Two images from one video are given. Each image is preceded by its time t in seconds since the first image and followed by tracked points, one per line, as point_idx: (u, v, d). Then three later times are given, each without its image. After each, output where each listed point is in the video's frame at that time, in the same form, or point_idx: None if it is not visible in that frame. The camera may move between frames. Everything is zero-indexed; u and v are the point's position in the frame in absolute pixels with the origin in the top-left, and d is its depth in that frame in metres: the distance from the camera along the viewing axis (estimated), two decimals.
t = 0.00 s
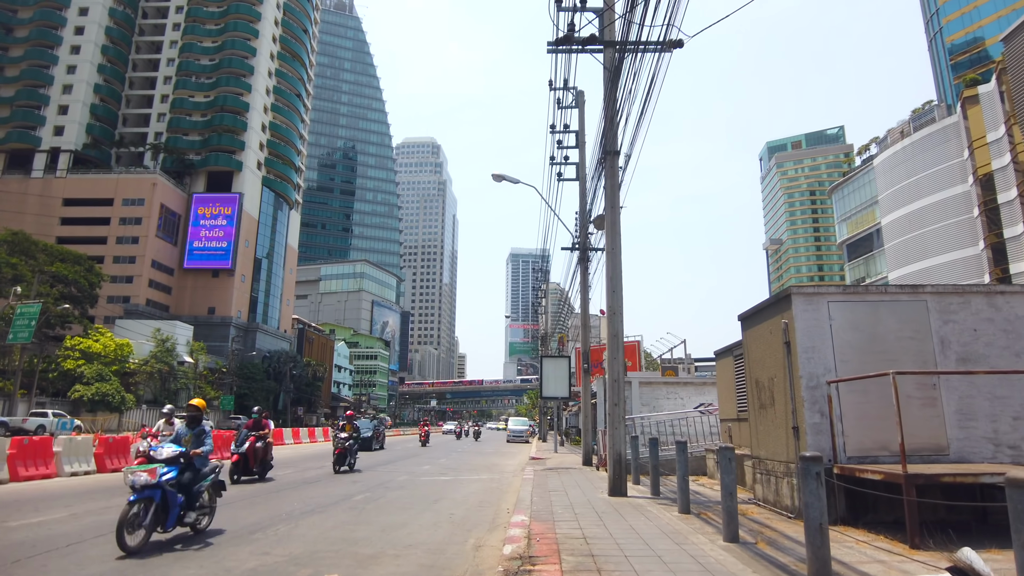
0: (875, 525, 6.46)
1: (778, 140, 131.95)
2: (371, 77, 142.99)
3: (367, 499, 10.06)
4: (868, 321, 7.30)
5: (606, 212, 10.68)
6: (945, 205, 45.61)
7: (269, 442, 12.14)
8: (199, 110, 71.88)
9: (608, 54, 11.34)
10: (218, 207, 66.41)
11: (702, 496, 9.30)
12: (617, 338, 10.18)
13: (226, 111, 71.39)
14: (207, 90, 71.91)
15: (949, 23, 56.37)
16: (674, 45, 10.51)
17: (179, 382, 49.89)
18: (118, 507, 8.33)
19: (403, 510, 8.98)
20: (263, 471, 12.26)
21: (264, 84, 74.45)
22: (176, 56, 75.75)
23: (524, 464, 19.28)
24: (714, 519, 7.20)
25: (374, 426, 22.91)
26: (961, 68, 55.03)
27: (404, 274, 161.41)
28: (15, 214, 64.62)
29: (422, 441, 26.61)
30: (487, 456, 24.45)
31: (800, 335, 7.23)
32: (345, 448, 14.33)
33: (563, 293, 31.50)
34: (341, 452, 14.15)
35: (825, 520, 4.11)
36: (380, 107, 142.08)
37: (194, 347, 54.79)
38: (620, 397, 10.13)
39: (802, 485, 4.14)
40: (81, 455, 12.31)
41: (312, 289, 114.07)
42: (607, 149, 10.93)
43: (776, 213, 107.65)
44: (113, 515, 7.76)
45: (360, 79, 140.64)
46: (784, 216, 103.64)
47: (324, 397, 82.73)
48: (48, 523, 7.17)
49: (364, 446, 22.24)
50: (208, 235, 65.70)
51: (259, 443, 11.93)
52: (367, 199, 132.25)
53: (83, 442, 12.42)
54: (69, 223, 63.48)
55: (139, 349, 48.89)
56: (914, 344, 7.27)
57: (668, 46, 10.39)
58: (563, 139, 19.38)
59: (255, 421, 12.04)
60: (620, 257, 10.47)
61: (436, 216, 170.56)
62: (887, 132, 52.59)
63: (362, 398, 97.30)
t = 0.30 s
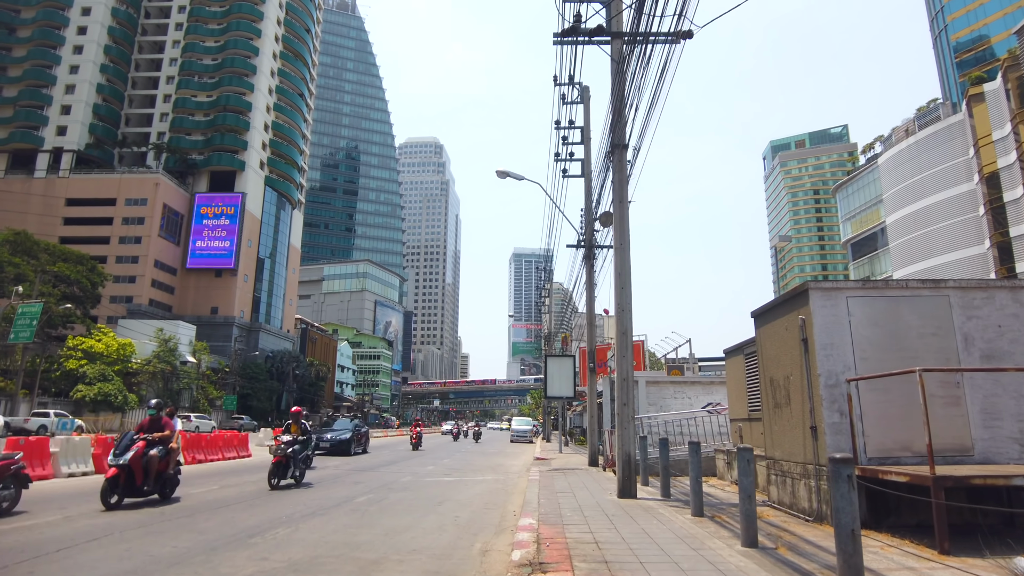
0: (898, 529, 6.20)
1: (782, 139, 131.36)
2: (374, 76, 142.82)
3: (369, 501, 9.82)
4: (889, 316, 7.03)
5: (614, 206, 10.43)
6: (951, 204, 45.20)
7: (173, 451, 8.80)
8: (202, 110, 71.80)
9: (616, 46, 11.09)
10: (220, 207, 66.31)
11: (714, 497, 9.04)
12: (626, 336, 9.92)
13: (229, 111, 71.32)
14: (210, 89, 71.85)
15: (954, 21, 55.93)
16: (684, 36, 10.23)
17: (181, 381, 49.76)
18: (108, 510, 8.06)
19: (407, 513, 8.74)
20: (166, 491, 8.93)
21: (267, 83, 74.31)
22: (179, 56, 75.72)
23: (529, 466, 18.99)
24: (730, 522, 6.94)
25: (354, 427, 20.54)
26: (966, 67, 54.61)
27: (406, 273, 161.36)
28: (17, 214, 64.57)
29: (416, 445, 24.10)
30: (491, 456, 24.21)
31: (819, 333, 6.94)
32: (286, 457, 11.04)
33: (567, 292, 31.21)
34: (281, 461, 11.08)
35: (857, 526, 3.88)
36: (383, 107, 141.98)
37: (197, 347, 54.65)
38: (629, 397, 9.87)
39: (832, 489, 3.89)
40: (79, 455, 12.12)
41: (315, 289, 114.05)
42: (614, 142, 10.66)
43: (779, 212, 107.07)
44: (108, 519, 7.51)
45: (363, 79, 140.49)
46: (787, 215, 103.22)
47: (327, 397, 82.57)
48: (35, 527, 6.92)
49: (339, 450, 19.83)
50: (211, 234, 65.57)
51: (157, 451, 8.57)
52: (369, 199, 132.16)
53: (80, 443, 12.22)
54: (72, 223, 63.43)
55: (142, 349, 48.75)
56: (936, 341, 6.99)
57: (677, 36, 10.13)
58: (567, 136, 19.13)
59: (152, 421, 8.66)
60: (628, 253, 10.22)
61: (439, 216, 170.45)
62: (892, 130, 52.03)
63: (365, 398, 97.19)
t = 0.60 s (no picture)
0: (924, 534, 5.92)
1: (786, 138, 130.73)
2: (376, 76, 142.45)
3: (371, 504, 9.59)
4: (912, 312, 6.73)
5: (622, 201, 10.16)
6: (957, 203, 44.83)
7: None
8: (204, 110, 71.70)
9: (624, 37, 10.81)
10: (223, 207, 66.20)
11: (726, 501, 8.76)
12: (635, 334, 9.65)
13: (231, 110, 71.18)
14: (212, 89, 71.73)
15: (959, 19, 55.36)
16: (693, 26, 9.93)
17: (184, 382, 49.60)
18: (97, 517, 7.75)
19: (411, 517, 8.49)
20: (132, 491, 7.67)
21: (269, 82, 74.14)
22: (181, 55, 75.61)
23: (533, 466, 18.69)
24: (746, 528, 6.67)
25: (323, 429, 17.39)
26: (972, 65, 54.16)
27: (409, 274, 161.25)
28: (20, 214, 64.50)
29: (403, 450, 21.05)
30: (495, 456, 23.95)
31: (839, 330, 6.66)
32: (179, 471, 7.75)
33: (570, 291, 30.83)
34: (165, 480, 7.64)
35: (895, 536, 3.63)
36: (386, 107, 141.64)
37: (199, 347, 54.52)
38: (637, 397, 9.58)
39: (868, 496, 3.64)
40: (75, 457, 11.89)
41: (318, 289, 113.97)
42: (621, 136, 10.38)
43: (783, 211, 106.53)
44: (100, 524, 7.24)
45: (366, 78, 140.17)
46: (791, 214, 102.73)
47: (330, 397, 82.37)
48: (23, 532, 6.62)
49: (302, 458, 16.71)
50: (213, 234, 65.48)
51: None
52: (372, 199, 131.96)
53: (76, 444, 11.97)
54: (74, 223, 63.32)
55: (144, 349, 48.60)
56: (960, 339, 6.70)
57: (686, 27, 9.85)
58: (573, 131, 18.81)
59: None
60: (637, 249, 9.95)
61: (441, 216, 170.14)
62: (897, 129, 51.55)
63: (368, 398, 97.01)
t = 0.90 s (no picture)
0: (943, 538, 5.64)
1: (786, 137, 130.27)
2: (376, 75, 141.95)
3: (365, 507, 9.29)
4: (929, 306, 6.44)
5: (624, 194, 9.88)
6: (959, 201, 44.48)
7: None
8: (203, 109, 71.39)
9: (626, 27, 10.52)
10: (222, 206, 65.95)
11: (733, 503, 8.46)
12: (638, 331, 9.36)
13: (230, 109, 70.88)
14: (210, 88, 71.42)
15: (961, 17, 55.00)
16: (698, 14, 9.63)
17: (182, 382, 49.34)
18: (79, 520, 7.43)
19: (406, 519, 8.20)
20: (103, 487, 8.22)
21: (268, 81, 73.82)
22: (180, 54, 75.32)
23: (533, 467, 18.47)
24: (756, 532, 6.38)
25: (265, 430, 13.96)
26: (974, 63, 53.84)
27: (409, 273, 160.94)
28: (18, 213, 64.23)
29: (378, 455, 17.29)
30: (495, 457, 23.65)
31: (852, 325, 6.36)
32: None
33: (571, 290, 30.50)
34: None
35: (927, 544, 3.36)
36: (385, 106, 141.20)
37: (198, 347, 54.27)
38: (640, 396, 9.26)
39: (896, 501, 3.37)
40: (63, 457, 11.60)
41: (318, 288, 113.72)
42: (624, 127, 10.08)
43: (784, 211, 106.18)
44: (80, 528, 6.94)
45: (366, 77, 139.69)
46: (792, 213, 102.38)
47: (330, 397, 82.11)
48: None
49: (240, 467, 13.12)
50: (212, 234, 65.22)
51: None
52: (372, 198, 131.58)
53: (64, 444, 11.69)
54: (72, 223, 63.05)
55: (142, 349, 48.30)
56: (980, 334, 6.42)
57: (690, 16, 9.55)
58: (574, 126, 18.52)
59: None
60: (640, 243, 9.65)
61: (442, 216, 169.76)
62: (898, 127, 51.22)
63: (367, 398, 96.71)
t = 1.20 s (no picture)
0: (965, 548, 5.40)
1: (788, 136, 129.82)
2: (378, 75, 141.70)
3: (362, 511, 9.05)
4: (948, 304, 6.16)
5: (628, 190, 9.62)
6: (961, 199, 44.06)
7: None
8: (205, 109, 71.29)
9: (629, 19, 10.26)
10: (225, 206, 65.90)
11: (741, 507, 8.19)
12: (642, 331, 9.09)
13: (232, 110, 70.77)
14: (213, 88, 71.35)
15: (964, 15, 54.59)
16: (703, 5, 9.37)
17: (183, 382, 49.20)
18: (59, 529, 7.15)
19: (403, 525, 7.92)
20: None
21: (271, 81, 73.73)
22: (182, 54, 75.26)
23: (536, 468, 18.22)
24: (767, 540, 6.12)
25: (173, 434, 10.48)
26: (977, 61, 53.37)
27: (412, 274, 160.82)
28: (21, 214, 64.18)
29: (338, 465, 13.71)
30: (497, 458, 23.36)
31: (867, 324, 6.08)
32: None
33: (572, 290, 30.21)
34: None
35: (965, 563, 3.16)
36: (387, 107, 140.99)
37: (200, 347, 54.24)
38: (645, 398, 8.99)
39: (928, 517, 3.19)
40: (55, 461, 11.39)
41: (321, 289, 113.67)
42: (626, 122, 9.80)
43: (786, 210, 105.67)
44: (65, 538, 6.72)
45: (368, 78, 139.57)
46: (794, 212, 101.93)
47: (333, 397, 82.01)
48: None
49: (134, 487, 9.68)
50: (215, 234, 65.20)
51: None
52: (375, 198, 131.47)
53: (54, 446, 11.49)
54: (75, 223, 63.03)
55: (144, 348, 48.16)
56: (1000, 333, 6.16)
57: (695, 7, 9.29)
58: (575, 123, 18.26)
59: None
60: (644, 241, 9.38)
61: (444, 216, 169.60)
62: (900, 126, 50.86)
63: (370, 398, 96.52)
